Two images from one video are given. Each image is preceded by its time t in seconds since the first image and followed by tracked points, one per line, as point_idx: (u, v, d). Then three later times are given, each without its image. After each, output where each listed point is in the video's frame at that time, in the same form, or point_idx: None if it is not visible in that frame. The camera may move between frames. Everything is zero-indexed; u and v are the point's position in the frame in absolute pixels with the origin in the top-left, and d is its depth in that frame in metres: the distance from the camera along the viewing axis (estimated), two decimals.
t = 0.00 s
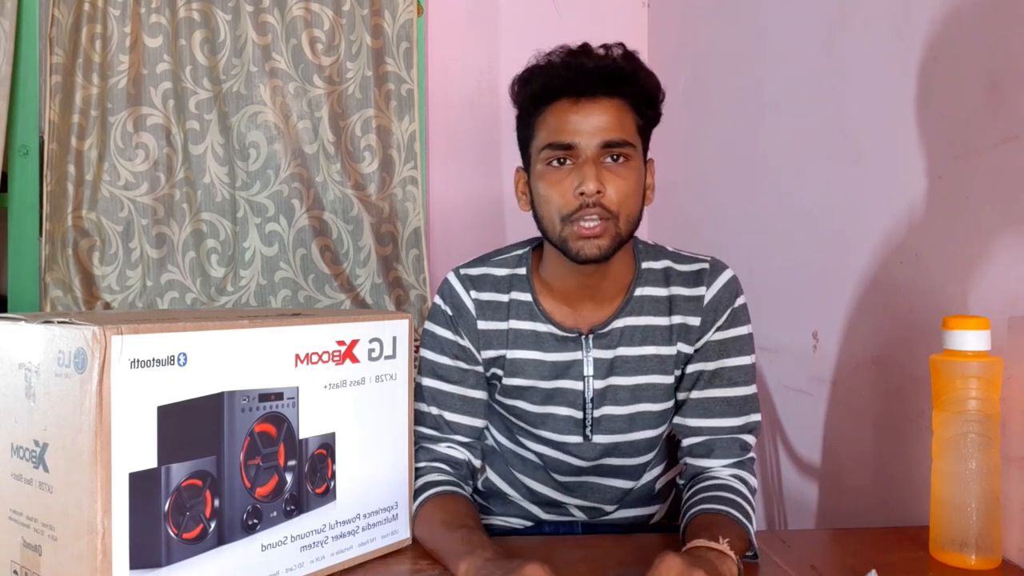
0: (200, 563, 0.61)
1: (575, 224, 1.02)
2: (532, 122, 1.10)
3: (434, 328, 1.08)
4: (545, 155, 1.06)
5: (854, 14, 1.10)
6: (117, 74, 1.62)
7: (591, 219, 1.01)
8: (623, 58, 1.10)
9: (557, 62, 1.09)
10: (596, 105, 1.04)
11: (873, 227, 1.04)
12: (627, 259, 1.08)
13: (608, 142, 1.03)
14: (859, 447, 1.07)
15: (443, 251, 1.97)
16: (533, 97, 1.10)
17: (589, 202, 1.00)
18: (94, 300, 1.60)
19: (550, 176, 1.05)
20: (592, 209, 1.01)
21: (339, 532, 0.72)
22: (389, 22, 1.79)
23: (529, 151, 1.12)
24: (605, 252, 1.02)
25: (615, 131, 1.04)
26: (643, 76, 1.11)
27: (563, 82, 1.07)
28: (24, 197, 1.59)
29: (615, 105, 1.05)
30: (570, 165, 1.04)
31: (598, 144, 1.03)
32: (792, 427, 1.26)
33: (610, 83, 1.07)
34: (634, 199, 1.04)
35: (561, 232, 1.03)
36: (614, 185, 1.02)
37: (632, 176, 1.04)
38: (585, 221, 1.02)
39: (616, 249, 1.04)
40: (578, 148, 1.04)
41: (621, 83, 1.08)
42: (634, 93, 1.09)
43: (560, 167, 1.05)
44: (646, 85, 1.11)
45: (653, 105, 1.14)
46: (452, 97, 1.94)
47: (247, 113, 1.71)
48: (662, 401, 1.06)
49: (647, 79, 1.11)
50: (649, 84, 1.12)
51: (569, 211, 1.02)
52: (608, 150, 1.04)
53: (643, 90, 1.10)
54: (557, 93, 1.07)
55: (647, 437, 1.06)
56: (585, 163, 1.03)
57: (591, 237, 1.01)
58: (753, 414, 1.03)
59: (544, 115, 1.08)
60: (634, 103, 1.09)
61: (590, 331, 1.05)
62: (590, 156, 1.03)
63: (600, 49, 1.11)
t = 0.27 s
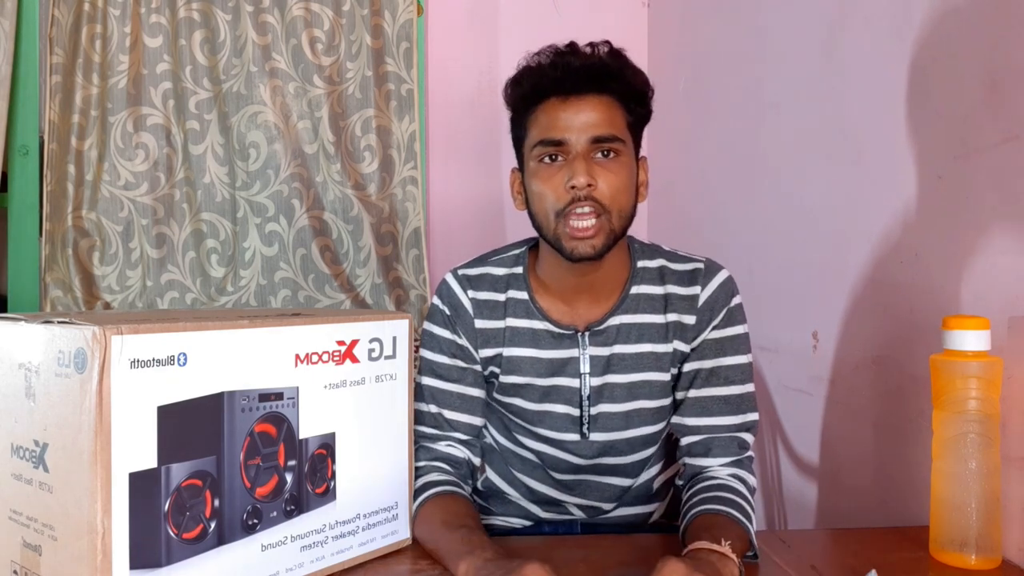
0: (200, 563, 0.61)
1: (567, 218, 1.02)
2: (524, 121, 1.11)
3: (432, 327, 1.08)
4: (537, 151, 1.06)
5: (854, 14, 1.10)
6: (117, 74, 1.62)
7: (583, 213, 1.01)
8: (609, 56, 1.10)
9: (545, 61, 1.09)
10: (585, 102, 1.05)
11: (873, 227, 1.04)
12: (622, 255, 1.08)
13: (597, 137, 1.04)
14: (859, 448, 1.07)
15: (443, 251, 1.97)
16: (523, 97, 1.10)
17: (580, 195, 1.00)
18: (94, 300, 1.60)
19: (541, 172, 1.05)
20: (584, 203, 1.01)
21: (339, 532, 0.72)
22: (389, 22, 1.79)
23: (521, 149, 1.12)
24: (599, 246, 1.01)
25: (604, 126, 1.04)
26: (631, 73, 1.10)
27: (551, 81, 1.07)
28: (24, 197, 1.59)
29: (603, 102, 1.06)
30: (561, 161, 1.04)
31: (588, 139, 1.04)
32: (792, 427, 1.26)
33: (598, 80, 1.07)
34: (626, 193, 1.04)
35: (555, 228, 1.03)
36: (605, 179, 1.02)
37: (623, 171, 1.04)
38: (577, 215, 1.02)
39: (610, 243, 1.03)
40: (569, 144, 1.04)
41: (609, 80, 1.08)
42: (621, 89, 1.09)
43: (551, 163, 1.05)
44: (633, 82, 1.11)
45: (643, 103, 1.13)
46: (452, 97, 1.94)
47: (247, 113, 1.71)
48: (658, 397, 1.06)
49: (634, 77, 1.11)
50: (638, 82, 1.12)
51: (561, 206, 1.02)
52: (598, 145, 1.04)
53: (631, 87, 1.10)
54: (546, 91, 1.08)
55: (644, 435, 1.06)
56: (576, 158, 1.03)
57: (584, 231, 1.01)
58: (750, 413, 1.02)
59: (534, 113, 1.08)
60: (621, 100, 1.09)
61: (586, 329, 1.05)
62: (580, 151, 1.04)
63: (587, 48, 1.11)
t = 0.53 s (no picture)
0: (200, 563, 0.61)
1: (568, 208, 1.02)
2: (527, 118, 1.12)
3: (435, 322, 1.09)
4: (541, 145, 1.07)
5: (854, 14, 1.10)
6: (117, 74, 1.62)
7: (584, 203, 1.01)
8: (614, 57, 1.10)
9: (550, 61, 1.10)
10: (589, 98, 1.06)
11: (873, 226, 1.04)
12: (620, 251, 1.09)
13: (600, 132, 1.04)
14: (859, 447, 1.07)
15: (443, 251, 1.96)
16: (529, 95, 1.11)
17: (581, 186, 1.01)
18: (94, 300, 1.60)
19: (544, 164, 1.05)
20: (585, 193, 1.01)
21: (339, 532, 0.72)
22: (389, 22, 1.79)
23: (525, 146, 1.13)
24: (598, 236, 1.01)
25: (607, 122, 1.05)
26: (633, 76, 1.12)
27: (557, 79, 1.08)
28: (24, 197, 1.59)
29: (607, 100, 1.07)
30: (563, 154, 1.05)
31: (591, 134, 1.04)
32: (792, 427, 1.26)
33: (601, 79, 1.08)
34: (627, 187, 1.04)
35: (555, 218, 1.03)
36: (606, 171, 1.02)
37: (625, 166, 1.04)
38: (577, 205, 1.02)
39: (610, 236, 1.03)
40: (572, 138, 1.05)
41: (612, 80, 1.09)
42: (623, 89, 1.10)
43: (554, 156, 1.06)
44: (636, 84, 1.12)
45: (644, 105, 1.14)
46: (452, 97, 1.94)
47: (247, 113, 1.71)
48: (654, 391, 1.06)
49: (637, 79, 1.12)
50: (641, 85, 1.12)
51: (562, 196, 1.02)
52: (601, 141, 1.05)
53: (635, 88, 1.11)
54: (551, 89, 1.09)
55: (641, 428, 1.07)
56: (578, 151, 1.04)
57: (585, 222, 1.01)
58: (743, 407, 1.01)
59: (538, 109, 1.09)
60: (623, 101, 1.09)
61: (584, 324, 1.06)
62: (582, 145, 1.04)
63: (592, 49, 1.12)
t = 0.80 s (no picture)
0: (199, 563, 0.61)
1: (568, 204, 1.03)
2: (531, 117, 1.12)
3: (440, 313, 1.09)
4: (543, 141, 1.07)
5: (854, 13, 1.10)
6: (117, 74, 1.62)
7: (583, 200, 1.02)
8: (616, 61, 1.11)
9: (556, 62, 1.11)
10: (592, 98, 1.06)
11: (873, 226, 1.04)
12: (619, 249, 1.09)
13: (602, 131, 1.05)
14: (859, 447, 1.07)
15: (443, 251, 1.96)
16: (533, 93, 1.12)
17: (581, 182, 1.01)
18: (94, 300, 1.59)
19: (545, 160, 1.06)
20: (583, 188, 1.02)
21: (339, 532, 0.72)
22: (389, 22, 1.79)
23: (528, 143, 1.13)
24: (596, 233, 1.02)
25: (609, 121, 1.05)
26: (634, 79, 1.12)
27: (562, 78, 1.08)
28: (24, 197, 1.59)
29: (609, 100, 1.07)
30: (565, 151, 1.05)
31: (592, 132, 1.05)
32: (792, 427, 1.26)
33: (604, 81, 1.08)
34: (626, 186, 1.05)
35: (555, 213, 1.04)
36: (605, 169, 1.03)
37: (624, 165, 1.05)
38: (577, 201, 1.02)
39: (607, 233, 1.04)
40: (573, 135, 1.05)
41: (613, 83, 1.09)
42: (624, 91, 1.10)
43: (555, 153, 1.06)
44: (636, 87, 1.12)
45: (643, 107, 1.14)
46: (452, 97, 1.94)
47: (247, 113, 1.71)
48: (649, 384, 1.06)
49: (636, 82, 1.12)
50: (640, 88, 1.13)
51: (562, 192, 1.03)
52: (602, 139, 1.05)
53: (635, 91, 1.12)
54: (555, 89, 1.09)
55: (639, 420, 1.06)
56: (579, 148, 1.04)
57: (583, 218, 1.02)
58: (738, 402, 1.00)
59: (541, 107, 1.10)
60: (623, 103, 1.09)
61: (583, 316, 1.06)
62: (584, 143, 1.05)
63: (596, 52, 1.12)
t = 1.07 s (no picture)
0: (199, 563, 0.61)
1: (566, 202, 1.03)
2: (535, 116, 1.12)
3: (441, 316, 1.10)
4: (545, 140, 1.08)
5: (854, 14, 1.10)
6: (117, 74, 1.62)
7: (581, 199, 1.03)
8: (622, 65, 1.11)
9: (563, 63, 1.11)
10: (597, 99, 1.06)
11: (873, 226, 1.04)
12: (616, 248, 1.09)
13: (604, 132, 1.05)
14: (859, 446, 1.07)
15: (443, 251, 1.96)
16: (538, 91, 1.12)
17: (580, 180, 1.02)
18: (94, 300, 1.59)
19: (547, 158, 1.06)
20: (583, 188, 1.02)
21: (339, 532, 0.72)
22: (389, 22, 1.79)
23: (530, 142, 1.13)
24: (592, 233, 1.03)
25: (611, 123, 1.06)
26: (639, 83, 1.12)
27: (568, 79, 1.09)
28: (24, 197, 1.59)
29: (613, 102, 1.07)
30: (566, 149, 1.06)
31: (594, 133, 1.05)
32: (792, 427, 1.26)
33: (608, 84, 1.09)
34: (624, 188, 1.05)
35: (553, 211, 1.04)
36: (605, 170, 1.03)
37: (624, 167, 1.05)
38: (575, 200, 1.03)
39: (603, 233, 1.05)
40: (575, 135, 1.06)
41: (618, 86, 1.09)
42: (628, 96, 1.10)
43: (556, 151, 1.06)
44: (640, 91, 1.12)
45: (647, 112, 1.14)
46: (452, 97, 1.94)
47: (247, 113, 1.71)
48: (645, 382, 1.06)
49: (641, 87, 1.13)
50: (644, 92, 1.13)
51: (561, 190, 1.03)
52: (603, 140, 1.05)
53: (639, 95, 1.12)
54: (561, 89, 1.09)
55: (637, 420, 1.06)
56: (580, 148, 1.05)
57: (580, 217, 1.02)
58: (737, 406, 1.01)
59: (546, 106, 1.10)
60: (627, 107, 1.09)
61: (579, 316, 1.06)
62: (585, 143, 1.05)
63: (602, 56, 1.13)
